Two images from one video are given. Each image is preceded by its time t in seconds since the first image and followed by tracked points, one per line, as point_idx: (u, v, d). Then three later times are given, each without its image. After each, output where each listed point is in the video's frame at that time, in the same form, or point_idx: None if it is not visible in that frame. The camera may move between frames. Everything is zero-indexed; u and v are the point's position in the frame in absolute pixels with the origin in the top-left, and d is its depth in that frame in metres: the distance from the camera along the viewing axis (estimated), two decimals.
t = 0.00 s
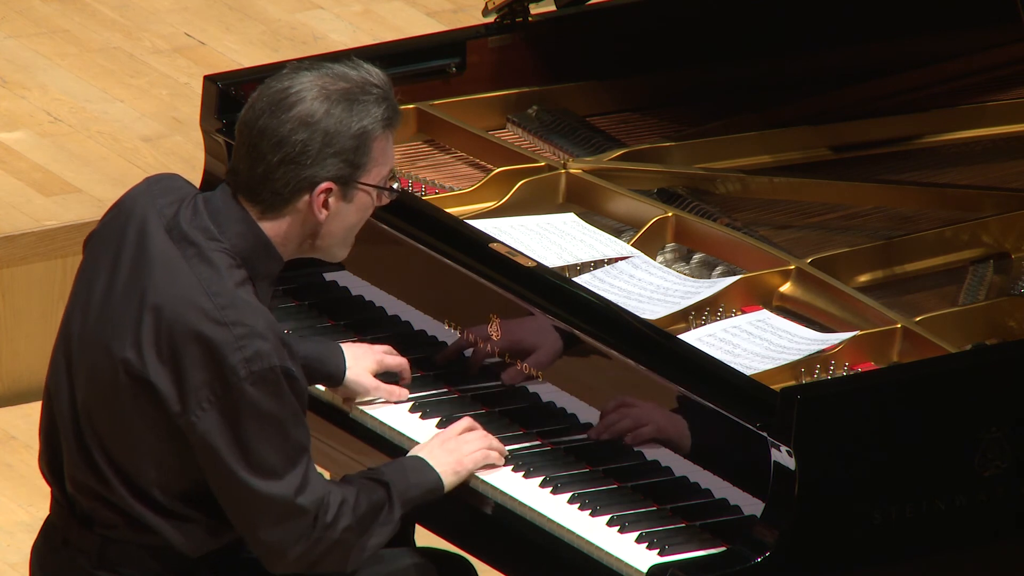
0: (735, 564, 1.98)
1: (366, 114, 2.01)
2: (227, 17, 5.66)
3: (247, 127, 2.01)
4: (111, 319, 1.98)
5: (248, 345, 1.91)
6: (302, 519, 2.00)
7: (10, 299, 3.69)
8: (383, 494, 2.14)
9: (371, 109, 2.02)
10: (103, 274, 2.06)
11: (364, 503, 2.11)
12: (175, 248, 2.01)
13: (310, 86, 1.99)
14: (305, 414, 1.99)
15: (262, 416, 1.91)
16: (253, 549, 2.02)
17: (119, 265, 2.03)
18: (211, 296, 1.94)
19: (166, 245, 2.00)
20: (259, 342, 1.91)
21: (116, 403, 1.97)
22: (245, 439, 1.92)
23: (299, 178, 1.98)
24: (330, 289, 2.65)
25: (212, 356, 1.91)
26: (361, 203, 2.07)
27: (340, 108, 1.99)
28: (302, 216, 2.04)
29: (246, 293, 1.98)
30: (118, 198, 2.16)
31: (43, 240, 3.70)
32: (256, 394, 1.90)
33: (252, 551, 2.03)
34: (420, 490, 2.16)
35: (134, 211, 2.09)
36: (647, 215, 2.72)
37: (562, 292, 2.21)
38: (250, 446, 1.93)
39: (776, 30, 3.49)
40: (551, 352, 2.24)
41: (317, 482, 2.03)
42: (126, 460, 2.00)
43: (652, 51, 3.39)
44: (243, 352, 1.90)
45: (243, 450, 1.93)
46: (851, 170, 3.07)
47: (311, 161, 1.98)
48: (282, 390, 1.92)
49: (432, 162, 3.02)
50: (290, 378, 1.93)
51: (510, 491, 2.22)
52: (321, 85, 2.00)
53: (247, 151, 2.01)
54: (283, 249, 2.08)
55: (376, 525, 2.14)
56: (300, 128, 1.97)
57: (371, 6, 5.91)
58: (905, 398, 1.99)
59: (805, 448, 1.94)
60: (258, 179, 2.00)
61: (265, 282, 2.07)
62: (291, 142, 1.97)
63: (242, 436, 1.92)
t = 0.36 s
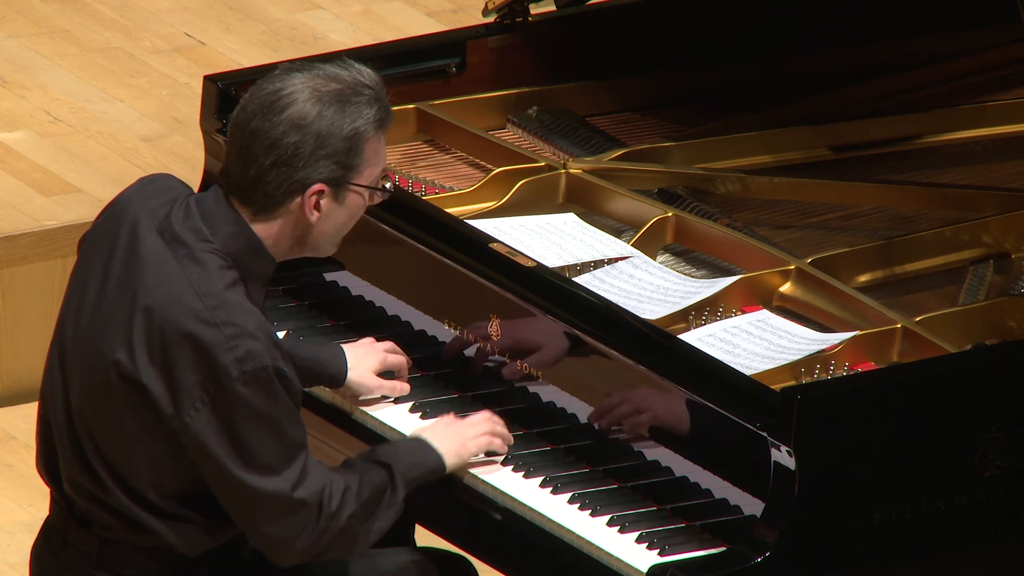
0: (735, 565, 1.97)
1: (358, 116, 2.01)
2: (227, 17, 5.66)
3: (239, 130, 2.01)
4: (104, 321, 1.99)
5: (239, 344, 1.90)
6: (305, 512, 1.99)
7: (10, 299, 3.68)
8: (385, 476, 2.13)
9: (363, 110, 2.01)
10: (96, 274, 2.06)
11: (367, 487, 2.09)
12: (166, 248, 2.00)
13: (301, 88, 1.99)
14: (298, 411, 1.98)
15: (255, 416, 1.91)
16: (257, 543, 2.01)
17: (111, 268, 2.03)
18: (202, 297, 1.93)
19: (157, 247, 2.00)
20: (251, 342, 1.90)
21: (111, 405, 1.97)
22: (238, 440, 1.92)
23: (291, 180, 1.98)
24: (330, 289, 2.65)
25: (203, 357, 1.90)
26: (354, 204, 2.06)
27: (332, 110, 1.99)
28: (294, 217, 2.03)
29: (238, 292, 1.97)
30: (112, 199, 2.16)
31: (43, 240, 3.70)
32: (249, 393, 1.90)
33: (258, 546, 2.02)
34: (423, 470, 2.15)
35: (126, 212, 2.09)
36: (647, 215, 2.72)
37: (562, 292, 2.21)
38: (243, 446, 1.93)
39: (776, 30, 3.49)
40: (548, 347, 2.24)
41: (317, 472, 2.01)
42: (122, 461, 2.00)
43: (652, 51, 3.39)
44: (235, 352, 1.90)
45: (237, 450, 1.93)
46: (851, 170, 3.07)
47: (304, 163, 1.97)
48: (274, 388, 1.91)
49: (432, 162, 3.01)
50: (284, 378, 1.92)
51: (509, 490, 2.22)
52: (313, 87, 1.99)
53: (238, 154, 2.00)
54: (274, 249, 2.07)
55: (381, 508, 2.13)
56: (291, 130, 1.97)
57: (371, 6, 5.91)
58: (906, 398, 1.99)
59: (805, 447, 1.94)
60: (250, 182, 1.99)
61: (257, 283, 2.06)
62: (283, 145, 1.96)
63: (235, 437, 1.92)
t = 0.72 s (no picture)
0: (735, 564, 1.96)
1: (356, 120, 2.01)
2: (227, 17, 5.66)
3: (236, 133, 2.00)
4: (100, 323, 1.99)
5: (238, 345, 1.90)
6: (315, 500, 1.98)
7: (10, 300, 3.68)
8: (392, 431, 2.08)
9: (361, 114, 2.01)
10: (92, 276, 2.06)
11: (375, 453, 2.06)
12: (162, 251, 2.00)
13: (299, 92, 1.98)
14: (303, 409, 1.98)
15: (256, 414, 1.91)
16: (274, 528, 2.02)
17: (106, 271, 2.03)
18: (199, 299, 1.93)
19: (153, 249, 2.00)
20: (250, 343, 1.91)
21: (109, 408, 1.97)
22: (239, 439, 1.93)
23: (289, 185, 1.98)
24: (330, 290, 2.66)
25: (201, 359, 1.90)
26: (353, 205, 2.07)
27: (330, 114, 1.99)
28: (291, 221, 2.04)
29: (234, 294, 1.97)
30: (106, 201, 2.16)
31: (43, 240, 3.71)
32: (249, 393, 1.90)
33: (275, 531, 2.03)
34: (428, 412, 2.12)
35: (122, 214, 2.09)
36: (647, 215, 2.72)
37: (563, 293, 2.21)
38: (245, 445, 1.93)
39: (776, 30, 3.49)
40: (557, 350, 2.23)
41: (323, 457, 2.00)
42: (121, 462, 2.00)
43: (652, 51, 3.39)
44: (234, 353, 1.90)
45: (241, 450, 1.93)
46: (851, 169, 3.07)
47: (302, 167, 1.97)
48: (275, 386, 1.91)
49: (432, 162, 3.01)
50: (283, 376, 1.93)
51: (509, 490, 2.21)
52: (310, 90, 1.99)
53: (236, 156, 2.00)
54: (272, 250, 2.08)
55: (393, 464, 2.08)
56: (290, 135, 1.97)
57: (371, 6, 5.91)
58: (906, 398, 1.99)
59: (805, 448, 1.94)
60: (247, 184, 1.99)
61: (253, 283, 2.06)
62: (281, 149, 1.96)
63: (237, 437, 1.93)
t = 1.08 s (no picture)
0: (735, 565, 1.96)
1: (348, 120, 2.01)
2: (227, 17, 5.66)
3: (228, 134, 2.00)
4: (95, 324, 1.99)
5: (233, 348, 1.90)
6: (302, 501, 2.00)
7: (10, 299, 3.68)
8: (377, 439, 2.09)
9: (353, 114, 2.01)
10: (88, 277, 2.06)
11: (361, 459, 2.07)
12: (157, 252, 2.00)
13: (291, 94, 1.98)
14: (293, 411, 2.00)
15: (250, 415, 1.92)
16: (259, 528, 2.02)
17: (101, 271, 2.03)
18: (193, 301, 1.93)
19: (148, 250, 2.00)
20: (244, 346, 1.91)
21: (106, 409, 1.97)
22: (234, 441, 1.93)
23: (282, 186, 1.98)
24: (330, 290, 2.66)
25: (195, 361, 1.90)
26: (345, 205, 2.07)
27: (322, 115, 1.99)
28: (285, 221, 2.04)
29: (228, 295, 1.97)
30: (101, 201, 2.16)
31: (43, 240, 3.71)
32: (243, 395, 1.91)
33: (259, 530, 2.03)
34: (415, 420, 2.11)
35: (117, 215, 2.09)
36: (647, 215, 2.72)
37: (562, 292, 2.21)
38: (240, 444, 1.94)
39: (777, 29, 3.49)
40: (559, 353, 2.23)
41: (313, 460, 2.01)
42: (119, 463, 2.00)
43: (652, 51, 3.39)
44: (228, 356, 1.90)
45: (236, 450, 1.94)
46: (851, 169, 3.07)
47: (294, 168, 1.98)
48: (267, 388, 1.92)
49: (432, 162, 3.01)
50: (275, 378, 1.94)
51: (509, 490, 2.21)
52: (302, 91, 1.99)
53: (228, 158, 2.01)
54: (266, 250, 2.09)
55: (377, 472, 2.10)
56: (282, 136, 1.97)
57: (371, 6, 5.91)
58: (907, 398, 1.99)
59: (805, 448, 1.94)
60: (240, 186, 2.00)
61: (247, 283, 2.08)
62: (273, 151, 1.96)
63: (232, 439, 1.93)
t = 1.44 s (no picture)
0: (735, 564, 1.96)
1: (340, 121, 2.01)
2: (227, 17, 5.65)
3: (220, 132, 2.01)
4: (91, 325, 1.99)
5: (227, 350, 1.90)
6: (297, 503, 2.02)
7: (10, 299, 3.68)
8: (372, 450, 2.15)
9: (345, 115, 2.01)
10: (84, 278, 2.06)
11: (357, 466, 2.11)
12: (152, 253, 2.00)
13: (283, 93, 1.98)
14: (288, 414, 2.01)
15: (245, 416, 1.92)
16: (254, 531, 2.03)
17: (97, 273, 2.03)
18: (187, 302, 1.93)
19: (143, 252, 2.00)
20: (238, 347, 1.91)
21: (103, 409, 1.97)
22: (230, 441, 1.93)
23: (272, 186, 1.98)
24: (329, 290, 2.65)
25: (189, 362, 1.90)
26: (337, 206, 2.07)
27: (314, 115, 1.99)
28: (277, 222, 2.05)
29: (222, 296, 1.97)
30: (97, 202, 2.16)
31: (43, 240, 3.71)
32: (237, 396, 1.91)
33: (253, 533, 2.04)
34: (410, 439, 2.17)
35: (112, 216, 2.09)
36: (647, 215, 2.72)
37: (562, 292, 2.21)
38: (235, 445, 1.94)
39: (777, 29, 3.49)
40: (558, 352, 2.22)
41: (308, 462, 2.04)
42: (117, 463, 2.00)
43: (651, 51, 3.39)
44: (223, 357, 1.90)
45: (231, 451, 1.94)
46: (851, 169, 3.07)
47: (285, 168, 1.98)
48: (262, 389, 1.92)
49: (432, 162, 3.01)
50: (269, 379, 1.95)
51: (510, 490, 2.21)
52: (294, 91, 1.99)
53: (220, 156, 2.01)
54: (260, 251, 2.09)
55: (370, 483, 2.14)
56: (272, 136, 1.97)
57: (371, 6, 5.91)
58: (907, 398, 1.99)
59: (805, 448, 1.94)
60: (231, 184, 2.00)
61: (244, 284, 2.08)
62: (264, 150, 1.96)
63: (227, 440, 1.93)
